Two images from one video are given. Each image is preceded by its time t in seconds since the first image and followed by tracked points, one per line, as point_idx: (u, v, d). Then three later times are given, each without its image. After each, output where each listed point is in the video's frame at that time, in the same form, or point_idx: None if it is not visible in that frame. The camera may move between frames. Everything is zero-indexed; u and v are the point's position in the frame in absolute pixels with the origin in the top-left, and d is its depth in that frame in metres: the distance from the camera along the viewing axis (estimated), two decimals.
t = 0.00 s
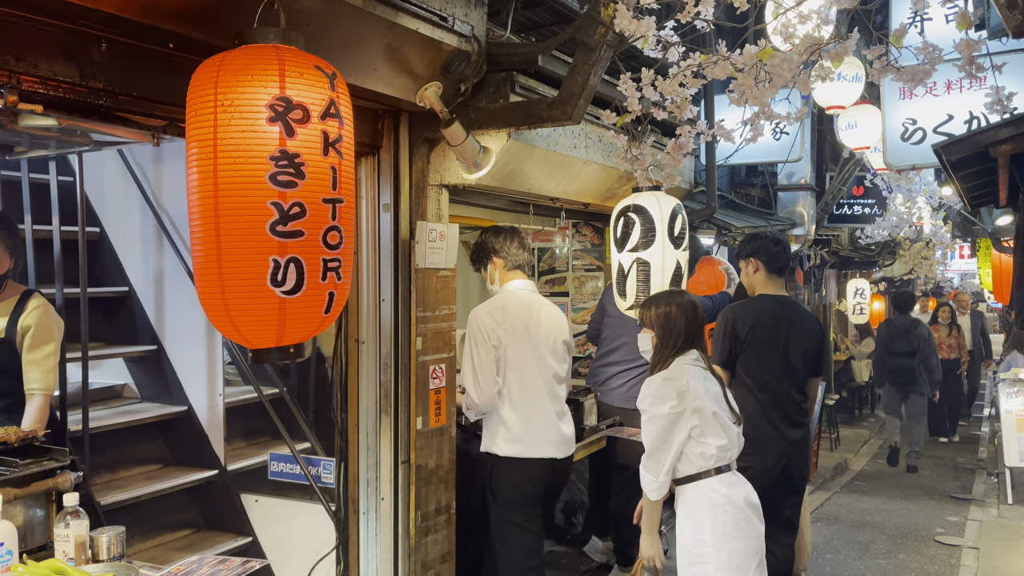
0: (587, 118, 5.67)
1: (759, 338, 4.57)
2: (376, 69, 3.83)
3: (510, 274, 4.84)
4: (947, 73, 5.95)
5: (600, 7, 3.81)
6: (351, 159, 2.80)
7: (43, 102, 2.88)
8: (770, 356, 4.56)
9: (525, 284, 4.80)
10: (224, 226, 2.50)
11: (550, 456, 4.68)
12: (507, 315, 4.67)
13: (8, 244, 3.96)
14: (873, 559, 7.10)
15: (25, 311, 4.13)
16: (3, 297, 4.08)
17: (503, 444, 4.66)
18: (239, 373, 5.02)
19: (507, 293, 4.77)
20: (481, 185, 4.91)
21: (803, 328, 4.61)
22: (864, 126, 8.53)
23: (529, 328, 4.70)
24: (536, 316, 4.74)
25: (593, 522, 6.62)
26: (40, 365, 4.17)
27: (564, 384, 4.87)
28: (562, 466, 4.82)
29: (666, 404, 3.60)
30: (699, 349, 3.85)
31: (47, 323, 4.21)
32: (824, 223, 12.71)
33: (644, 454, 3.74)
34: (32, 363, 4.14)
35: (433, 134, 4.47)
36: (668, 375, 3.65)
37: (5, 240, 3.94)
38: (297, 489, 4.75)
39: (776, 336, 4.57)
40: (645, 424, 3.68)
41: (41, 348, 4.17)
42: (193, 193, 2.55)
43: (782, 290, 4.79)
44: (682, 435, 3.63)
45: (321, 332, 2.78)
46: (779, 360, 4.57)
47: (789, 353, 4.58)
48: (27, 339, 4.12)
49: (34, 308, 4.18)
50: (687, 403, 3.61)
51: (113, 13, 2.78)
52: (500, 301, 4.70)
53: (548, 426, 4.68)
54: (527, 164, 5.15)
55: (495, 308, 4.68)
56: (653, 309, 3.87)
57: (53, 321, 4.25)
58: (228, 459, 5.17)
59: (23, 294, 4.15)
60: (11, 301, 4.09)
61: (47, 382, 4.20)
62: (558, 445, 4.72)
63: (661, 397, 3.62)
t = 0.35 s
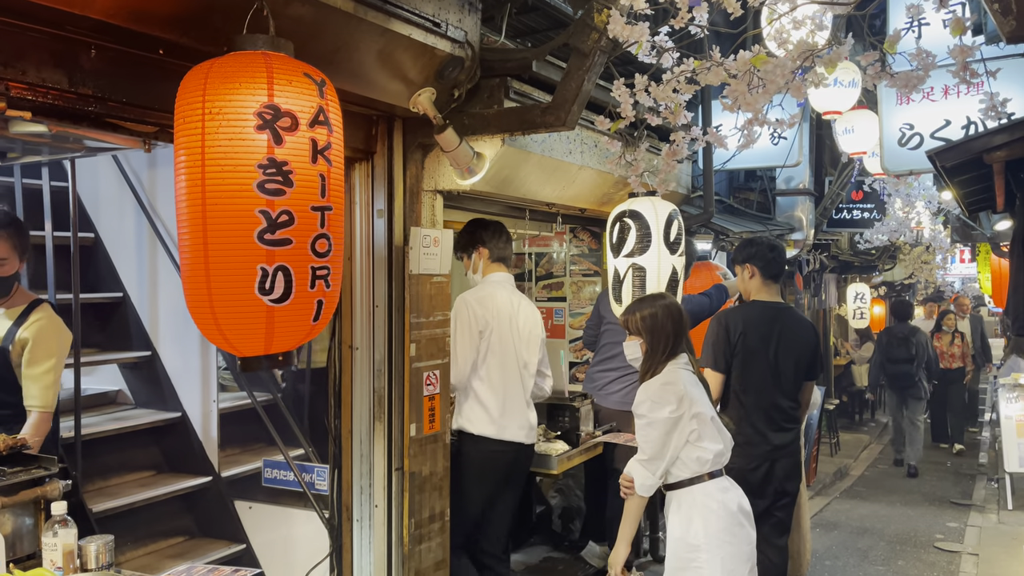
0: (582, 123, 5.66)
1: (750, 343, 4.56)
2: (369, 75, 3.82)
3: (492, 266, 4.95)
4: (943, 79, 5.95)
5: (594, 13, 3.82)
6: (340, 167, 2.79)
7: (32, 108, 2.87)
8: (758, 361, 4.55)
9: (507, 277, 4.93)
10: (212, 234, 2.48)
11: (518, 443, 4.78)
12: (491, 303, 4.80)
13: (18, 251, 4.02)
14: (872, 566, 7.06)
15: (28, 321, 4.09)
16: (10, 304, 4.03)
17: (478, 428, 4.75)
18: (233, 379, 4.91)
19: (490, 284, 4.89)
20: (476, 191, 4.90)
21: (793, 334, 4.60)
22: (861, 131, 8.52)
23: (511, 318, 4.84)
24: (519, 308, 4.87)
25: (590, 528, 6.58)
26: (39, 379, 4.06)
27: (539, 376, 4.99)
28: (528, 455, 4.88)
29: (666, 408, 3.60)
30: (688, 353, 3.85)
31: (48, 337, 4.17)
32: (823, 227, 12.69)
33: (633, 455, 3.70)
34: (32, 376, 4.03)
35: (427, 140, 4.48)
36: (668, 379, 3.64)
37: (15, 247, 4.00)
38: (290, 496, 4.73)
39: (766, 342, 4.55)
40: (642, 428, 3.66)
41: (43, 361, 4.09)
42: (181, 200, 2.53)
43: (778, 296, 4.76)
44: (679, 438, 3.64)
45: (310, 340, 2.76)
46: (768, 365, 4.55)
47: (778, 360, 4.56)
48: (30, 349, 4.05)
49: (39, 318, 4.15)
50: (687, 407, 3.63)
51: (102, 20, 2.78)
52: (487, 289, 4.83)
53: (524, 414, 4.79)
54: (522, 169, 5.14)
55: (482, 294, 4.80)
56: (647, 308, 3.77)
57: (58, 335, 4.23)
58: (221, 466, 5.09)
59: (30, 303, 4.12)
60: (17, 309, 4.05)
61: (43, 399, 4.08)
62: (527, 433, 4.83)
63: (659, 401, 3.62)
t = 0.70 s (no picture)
0: (577, 127, 5.68)
1: (743, 347, 4.55)
2: (363, 79, 3.83)
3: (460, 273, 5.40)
4: (938, 83, 5.97)
5: (587, 17, 3.82)
6: (331, 170, 2.80)
7: (25, 112, 2.88)
8: (751, 364, 4.54)
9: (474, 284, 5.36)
10: (202, 237, 2.49)
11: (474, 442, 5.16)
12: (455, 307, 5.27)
13: (41, 249, 3.78)
14: (869, 570, 7.05)
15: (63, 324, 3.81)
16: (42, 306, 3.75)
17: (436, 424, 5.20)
18: (231, 383, 4.98)
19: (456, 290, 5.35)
20: (471, 195, 4.91)
21: (787, 339, 4.59)
22: (859, 135, 8.53)
23: (474, 323, 5.25)
24: (483, 314, 5.27)
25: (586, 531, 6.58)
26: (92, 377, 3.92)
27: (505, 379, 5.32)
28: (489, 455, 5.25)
29: (641, 414, 3.65)
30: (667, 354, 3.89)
31: (87, 338, 3.94)
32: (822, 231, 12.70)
33: (602, 450, 3.78)
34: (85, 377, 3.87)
35: (422, 144, 4.48)
36: (646, 385, 3.69)
37: (40, 242, 3.76)
38: (286, 499, 4.75)
39: (759, 346, 4.55)
40: (615, 431, 3.70)
41: (87, 362, 3.89)
42: (173, 204, 2.54)
43: (773, 300, 4.76)
44: (651, 445, 3.69)
45: (300, 343, 2.77)
46: (761, 370, 4.54)
47: (771, 364, 4.56)
48: (74, 354, 3.83)
49: (73, 318, 3.87)
50: (662, 414, 3.68)
51: (94, 24, 2.79)
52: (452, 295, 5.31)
53: (480, 415, 5.18)
54: (518, 173, 5.15)
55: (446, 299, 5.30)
56: (628, 306, 3.85)
57: (93, 333, 3.98)
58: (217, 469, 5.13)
59: (63, 302, 3.87)
60: (50, 311, 3.77)
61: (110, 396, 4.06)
62: (485, 433, 5.20)
63: (636, 406, 3.66)
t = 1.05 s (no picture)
0: (575, 130, 5.70)
1: (734, 346, 4.57)
2: (361, 81, 3.85)
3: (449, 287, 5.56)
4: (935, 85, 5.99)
5: (584, 19, 3.84)
6: (327, 172, 2.81)
7: (23, 114, 2.90)
8: (740, 363, 4.55)
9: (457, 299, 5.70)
10: (197, 237, 2.50)
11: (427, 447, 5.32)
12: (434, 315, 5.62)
13: (57, 251, 3.69)
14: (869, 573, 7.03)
15: (81, 324, 3.76)
16: (62, 306, 3.71)
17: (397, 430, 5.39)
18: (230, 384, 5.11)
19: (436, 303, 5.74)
20: (469, 197, 4.93)
21: (780, 341, 4.57)
22: (857, 137, 8.54)
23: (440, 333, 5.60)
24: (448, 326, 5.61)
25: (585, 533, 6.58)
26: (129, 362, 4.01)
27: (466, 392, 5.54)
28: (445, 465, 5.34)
29: (592, 417, 3.65)
30: (632, 355, 3.87)
31: (111, 330, 3.90)
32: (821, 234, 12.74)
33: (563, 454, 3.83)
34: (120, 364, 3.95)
35: (420, 146, 4.50)
36: (599, 388, 3.69)
37: (55, 242, 3.65)
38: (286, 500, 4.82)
39: (750, 347, 4.56)
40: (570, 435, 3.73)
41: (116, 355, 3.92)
42: (168, 203, 2.55)
43: (771, 302, 4.76)
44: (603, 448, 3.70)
45: (295, 344, 2.78)
46: (752, 371, 4.54)
47: (758, 366, 4.53)
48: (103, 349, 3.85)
49: (91, 316, 3.81)
50: (615, 416, 3.68)
51: (92, 26, 2.81)
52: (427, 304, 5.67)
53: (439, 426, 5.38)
54: (516, 175, 5.16)
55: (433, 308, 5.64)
56: (585, 313, 3.90)
57: (117, 323, 3.96)
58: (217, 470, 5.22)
59: (82, 300, 3.80)
60: (66, 313, 3.71)
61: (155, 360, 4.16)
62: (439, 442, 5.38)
63: (587, 409, 3.66)
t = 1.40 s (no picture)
0: (572, 132, 5.70)
1: (730, 347, 4.57)
2: (357, 83, 3.86)
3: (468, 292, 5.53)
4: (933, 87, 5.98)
5: (581, 21, 3.85)
6: (322, 173, 2.82)
7: (19, 116, 2.92)
8: (734, 365, 4.56)
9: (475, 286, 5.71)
10: (192, 237, 2.50)
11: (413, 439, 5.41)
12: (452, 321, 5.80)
13: (66, 251, 3.70)
14: None
15: (92, 325, 3.84)
16: (72, 309, 3.79)
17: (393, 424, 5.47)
18: (227, 387, 5.11)
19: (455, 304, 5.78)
20: (466, 199, 4.92)
21: (776, 343, 4.57)
22: (855, 139, 8.55)
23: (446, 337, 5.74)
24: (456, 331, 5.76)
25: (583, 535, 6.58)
26: (121, 377, 3.96)
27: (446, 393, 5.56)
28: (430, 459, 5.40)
29: (550, 413, 3.92)
30: (588, 355, 4.19)
31: (113, 342, 3.93)
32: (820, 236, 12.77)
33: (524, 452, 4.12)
34: (112, 379, 3.90)
35: (416, 148, 4.52)
36: (556, 385, 3.97)
37: (62, 242, 3.66)
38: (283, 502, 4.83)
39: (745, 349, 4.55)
40: (530, 430, 3.98)
41: (114, 365, 3.92)
42: (163, 204, 2.56)
43: (766, 304, 4.76)
44: (559, 442, 3.98)
45: (290, 345, 2.78)
46: (746, 373, 4.54)
47: (752, 369, 4.53)
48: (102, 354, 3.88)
49: (102, 321, 3.90)
50: (571, 413, 3.95)
51: (87, 28, 2.82)
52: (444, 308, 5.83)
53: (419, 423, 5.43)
54: (513, 177, 5.17)
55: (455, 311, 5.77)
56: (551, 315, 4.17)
57: (122, 334, 4.02)
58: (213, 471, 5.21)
59: (93, 305, 3.88)
60: (77, 315, 3.78)
61: (129, 396, 4.00)
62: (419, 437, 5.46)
63: (545, 406, 3.93)
